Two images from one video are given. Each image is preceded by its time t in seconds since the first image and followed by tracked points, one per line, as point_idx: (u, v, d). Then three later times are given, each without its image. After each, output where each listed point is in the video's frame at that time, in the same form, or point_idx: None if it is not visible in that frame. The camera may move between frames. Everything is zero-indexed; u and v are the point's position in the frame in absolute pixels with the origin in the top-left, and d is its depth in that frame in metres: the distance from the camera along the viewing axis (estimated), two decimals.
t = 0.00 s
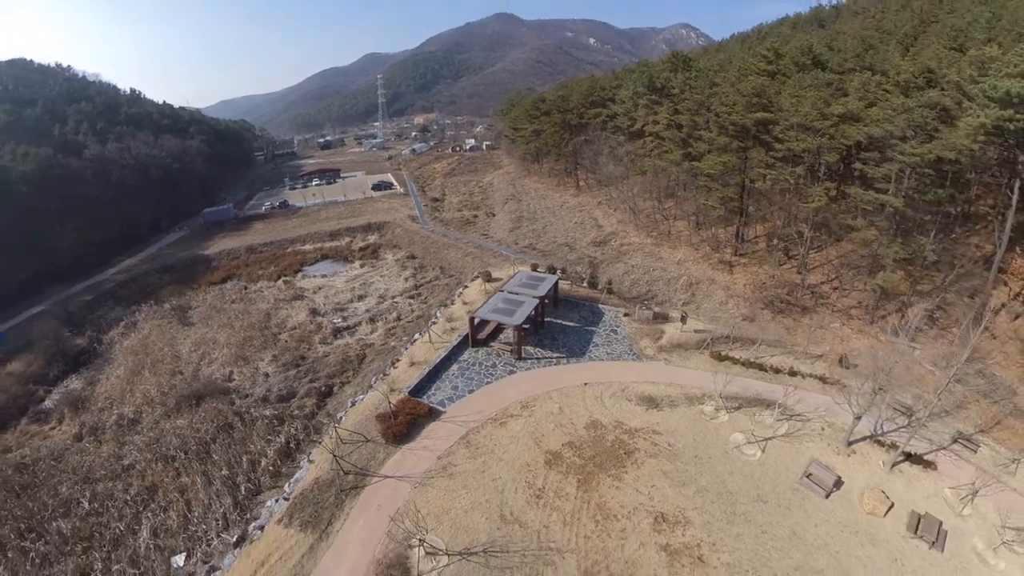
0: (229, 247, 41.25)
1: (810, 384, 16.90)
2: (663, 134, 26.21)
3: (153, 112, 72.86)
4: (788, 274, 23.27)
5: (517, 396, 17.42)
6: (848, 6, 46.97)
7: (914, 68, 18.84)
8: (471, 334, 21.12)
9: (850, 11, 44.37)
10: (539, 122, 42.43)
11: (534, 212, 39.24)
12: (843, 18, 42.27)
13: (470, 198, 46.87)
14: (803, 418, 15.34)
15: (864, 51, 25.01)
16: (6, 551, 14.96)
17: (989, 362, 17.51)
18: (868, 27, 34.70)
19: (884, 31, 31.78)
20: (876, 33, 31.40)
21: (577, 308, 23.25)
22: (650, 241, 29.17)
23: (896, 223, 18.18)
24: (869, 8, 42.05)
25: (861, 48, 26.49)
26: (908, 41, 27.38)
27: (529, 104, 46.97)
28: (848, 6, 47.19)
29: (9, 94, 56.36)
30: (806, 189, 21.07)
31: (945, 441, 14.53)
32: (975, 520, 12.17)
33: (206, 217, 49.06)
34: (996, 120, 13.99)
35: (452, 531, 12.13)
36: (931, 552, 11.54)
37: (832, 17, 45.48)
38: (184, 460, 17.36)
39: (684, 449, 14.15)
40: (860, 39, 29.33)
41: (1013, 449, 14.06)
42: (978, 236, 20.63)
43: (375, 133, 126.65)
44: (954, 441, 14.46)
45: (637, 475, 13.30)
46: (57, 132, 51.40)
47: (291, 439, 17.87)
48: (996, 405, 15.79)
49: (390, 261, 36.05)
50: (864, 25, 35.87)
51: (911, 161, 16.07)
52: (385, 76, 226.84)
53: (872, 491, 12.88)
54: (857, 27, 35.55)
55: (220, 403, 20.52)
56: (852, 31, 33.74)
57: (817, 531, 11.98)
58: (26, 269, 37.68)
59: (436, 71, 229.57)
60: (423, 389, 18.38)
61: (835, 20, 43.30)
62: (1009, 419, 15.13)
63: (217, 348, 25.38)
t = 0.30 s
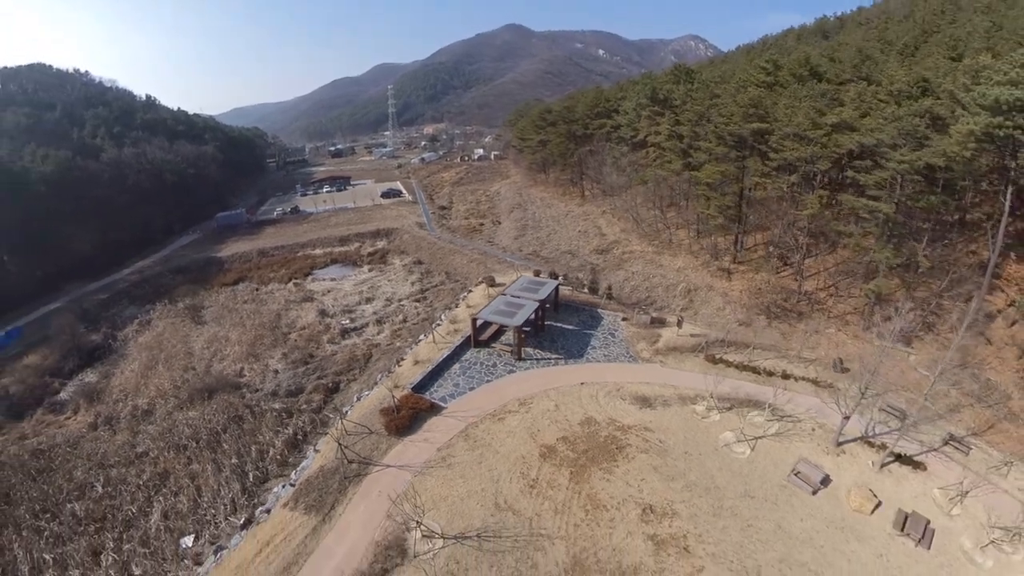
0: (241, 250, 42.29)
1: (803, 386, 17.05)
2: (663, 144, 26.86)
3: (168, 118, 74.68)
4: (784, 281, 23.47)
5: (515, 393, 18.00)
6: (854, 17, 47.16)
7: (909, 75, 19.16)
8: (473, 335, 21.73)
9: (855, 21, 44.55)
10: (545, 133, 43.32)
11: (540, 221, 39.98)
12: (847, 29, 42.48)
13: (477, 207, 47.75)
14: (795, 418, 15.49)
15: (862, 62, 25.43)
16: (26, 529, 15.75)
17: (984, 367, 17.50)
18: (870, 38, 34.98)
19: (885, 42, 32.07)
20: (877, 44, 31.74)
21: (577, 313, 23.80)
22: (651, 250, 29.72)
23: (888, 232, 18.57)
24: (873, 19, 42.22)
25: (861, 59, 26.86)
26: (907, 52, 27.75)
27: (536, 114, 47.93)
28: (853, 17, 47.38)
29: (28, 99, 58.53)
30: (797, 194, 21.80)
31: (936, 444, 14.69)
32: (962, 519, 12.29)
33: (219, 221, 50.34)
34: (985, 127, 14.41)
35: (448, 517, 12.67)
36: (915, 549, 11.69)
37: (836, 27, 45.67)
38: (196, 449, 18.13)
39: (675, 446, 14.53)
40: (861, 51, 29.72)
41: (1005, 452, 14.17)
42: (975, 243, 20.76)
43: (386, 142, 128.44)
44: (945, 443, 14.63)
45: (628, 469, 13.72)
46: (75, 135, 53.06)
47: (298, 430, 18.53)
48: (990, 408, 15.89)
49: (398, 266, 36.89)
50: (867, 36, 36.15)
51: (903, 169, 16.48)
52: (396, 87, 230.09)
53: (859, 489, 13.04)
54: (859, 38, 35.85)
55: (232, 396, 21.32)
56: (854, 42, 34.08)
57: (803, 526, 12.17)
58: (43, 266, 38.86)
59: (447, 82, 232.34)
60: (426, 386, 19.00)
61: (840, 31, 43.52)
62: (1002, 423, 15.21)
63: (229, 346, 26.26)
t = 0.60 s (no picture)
0: (254, 254, 43.33)
1: (796, 389, 17.29)
2: (665, 154, 27.50)
3: (183, 124, 76.49)
4: (782, 287, 23.75)
5: (516, 392, 18.55)
6: (859, 27, 47.36)
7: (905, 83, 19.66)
8: (476, 336, 22.33)
9: (859, 31, 44.78)
10: (552, 143, 44.13)
11: (546, 229, 40.67)
12: (852, 38, 42.71)
13: (484, 215, 48.57)
14: (787, 420, 15.77)
15: (860, 72, 25.90)
16: (46, 511, 16.50)
17: (980, 371, 17.72)
18: (872, 48, 35.29)
19: (887, 52, 32.39)
20: (879, 54, 32.08)
21: (578, 317, 24.32)
22: (654, 257, 30.23)
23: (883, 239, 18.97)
24: (878, 28, 42.35)
25: (860, 68, 27.31)
26: (907, 62, 28.12)
27: (543, 125, 48.82)
28: (858, 26, 47.60)
29: (48, 104, 60.88)
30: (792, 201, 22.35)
31: (930, 446, 14.92)
32: (951, 518, 12.53)
33: (232, 225, 51.58)
34: (977, 134, 15.06)
35: (447, 504, 13.22)
36: (903, 546, 11.94)
37: (841, 37, 45.92)
38: (209, 440, 18.85)
39: (669, 443, 14.95)
40: (861, 61, 30.15)
41: (998, 455, 14.38)
42: (971, 249, 21.04)
43: (396, 150, 130.19)
44: (938, 445, 14.88)
45: (622, 464, 14.18)
46: (92, 139, 54.65)
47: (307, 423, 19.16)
48: (985, 412, 16.11)
49: (406, 271, 37.70)
50: (870, 46, 36.46)
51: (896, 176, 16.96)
52: (406, 97, 232.69)
53: (848, 487, 13.30)
54: (862, 49, 36.19)
55: (244, 391, 22.06)
56: (856, 52, 34.41)
57: (791, 521, 12.45)
58: (60, 265, 39.98)
59: (457, 92, 234.93)
60: (430, 384, 19.60)
61: (844, 40, 43.77)
62: (997, 427, 15.42)
63: (241, 344, 27.09)
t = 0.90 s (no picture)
0: (267, 259, 44.39)
1: (791, 392, 17.65)
2: (668, 164, 28.14)
3: (199, 132, 78.37)
4: (782, 295, 24.12)
5: (518, 391, 19.09)
6: (864, 36, 47.63)
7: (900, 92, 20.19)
8: (480, 338, 22.93)
9: (863, 40, 45.08)
10: (559, 153, 44.93)
11: (552, 237, 41.36)
12: (856, 47, 43.01)
13: (492, 223, 49.41)
14: (780, 421, 16.13)
15: (860, 81, 26.36)
16: (65, 496, 17.23)
17: (977, 377, 17.95)
18: (875, 58, 35.62)
19: (890, 61, 32.72)
20: (881, 64, 32.43)
21: (580, 321, 24.86)
22: (657, 265, 30.74)
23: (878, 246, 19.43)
24: (883, 38, 42.64)
25: (860, 78, 27.77)
26: (907, 72, 28.49)
27: (550, 135, 49.70)
28: (863, 36, 47.89)
29: (67, 109, 63.40)
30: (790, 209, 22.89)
31: (924, 448, 15.17)
32: (941, 517, 12.79)
33: (245, 231, 52.84)
34: (968, 141, 15.57)
35: (448, 494, 13.81)
36: (891, 543, 12.20)
37: (846, 46, 46.21)
38: (222, 433, 19.58)
39: (663, 441, 15.41)
40: (863, 71, 30.54)
41: (992, 458, 14.62)
42: (969, 256, 21.35)
43: (406, 159, 131.85)
44: (932, 448, 15.14)
45: (617, 460, 14.66)
46: (110, 144, 56.34)
47: (315, 419, 19.79)
48: (980, 416, 16.35)
49: (414, 277, 38.49)
50: (873, 56, 36.79)
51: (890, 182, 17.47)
52: (417, 107, 235.61)
53: (838, 486, 13.59)
54: (865, 58, 36.53)
55: (256, 388, 22.79)
56: (859, 62, 34.78)
57: (781, 516, 12.77)
58: (77, 266, 41.36)
59: (467, 103, 237.48)
60: (435, 383, 20.21)
61: (848, 50, 44.06)
62: (992, 431, 15.64)
63: (254, 344, 27.90)
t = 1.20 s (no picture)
0: (279, 264, 45.49)
1: (786, 396, 18.05)
2: (671, 175, 28.82)
3: (213, 139, 80.26)
4: (782, 303, 24.52)
5: (520, 392, 19.67)
6: (869, 48, 47.95)
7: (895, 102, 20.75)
8: (485, 341, 23.57)
9: (868, 52, 45.39)
10: (567, 163, 45.78)
11: (558, 246, 42.08)
12: (861, 58, 43.33)
13: (500, 233, 50.26)
14: (774, 424, 16.55)
15: (859, 92, 26.82)
16: (83, 483, 17.95)
17: (974, 384, 18.16)
18: (879, 69, 35.94)
19: (892, 72, 33.05)
20: (884, 74, 32.77)
21: (583, 327, 25.42)
22: (661, 274, 31.28)
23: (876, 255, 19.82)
24: (887, 49, 43.00)
25: (860, 89, 28.24)
26: (909, 82, 28.81)
27: (558, 146, 50.63)
28: (869, 47, 48.19)
29: (86, 114, 65.76)
30: (788, 218, 23.45)
31: (918, 452, 15.42)
32: (931, 518, 13.05)
33: (259, 236, 54.10)
34: (961, 150, 16.18)
35: (449, 485, 14.39)
36: (880, 541, 12.48)
37: (851, 57, 46.54)
38: (235, 427, 20.30)
39: (658, 441, 15.91)
40: (865, 82, 30.93)
41: (985, 462, 14.85)
42: (968, 267, 21.64)
43: (416, 169, 133.53)
44: (926, 452, 15.40)
45: (613, 457, 15.16)
46: (127, 148, 58.05)
47: (324, 415, 20.47)
48: (976, 421, 16.56)
49: (423, 283, 39.31)
50: (876, 67, 37.10)
51: (885, 191, 17.99)
52: (428, 117, 238.84)
53: (829, 486, 13.92)
54: (869, 70, 36.87)
55: (268, 385, 23.54)
56: (863, 74, 35.15)
57: (770, 513, 13.14)
58: (94, 267, 42.65)
59: (477, 113, 239.95)
60: (440, 383, 20.84)
61: (854, 61, 44.36)
62: (988, 435, 15.83)
63: (266, 344, 28.75)
